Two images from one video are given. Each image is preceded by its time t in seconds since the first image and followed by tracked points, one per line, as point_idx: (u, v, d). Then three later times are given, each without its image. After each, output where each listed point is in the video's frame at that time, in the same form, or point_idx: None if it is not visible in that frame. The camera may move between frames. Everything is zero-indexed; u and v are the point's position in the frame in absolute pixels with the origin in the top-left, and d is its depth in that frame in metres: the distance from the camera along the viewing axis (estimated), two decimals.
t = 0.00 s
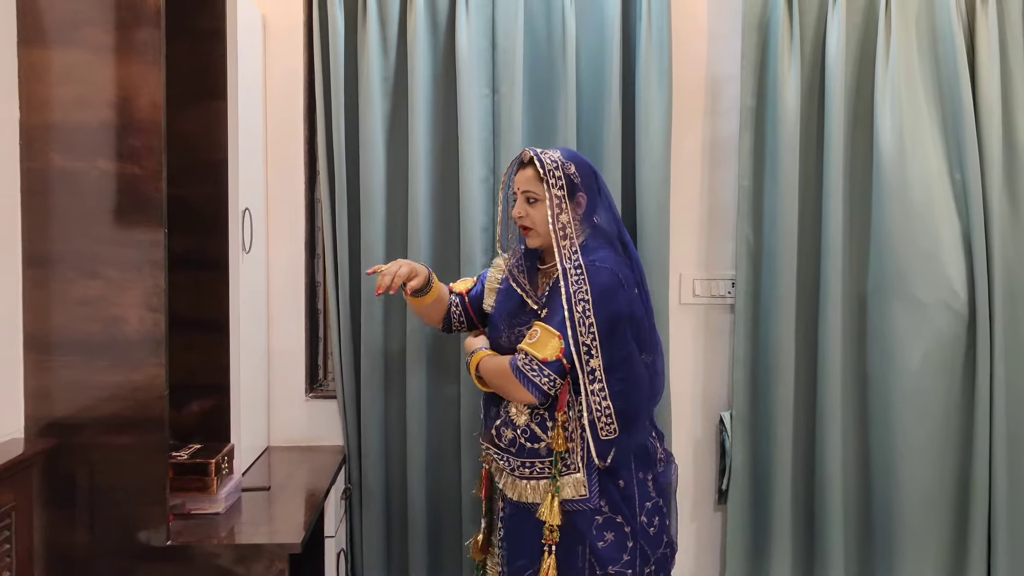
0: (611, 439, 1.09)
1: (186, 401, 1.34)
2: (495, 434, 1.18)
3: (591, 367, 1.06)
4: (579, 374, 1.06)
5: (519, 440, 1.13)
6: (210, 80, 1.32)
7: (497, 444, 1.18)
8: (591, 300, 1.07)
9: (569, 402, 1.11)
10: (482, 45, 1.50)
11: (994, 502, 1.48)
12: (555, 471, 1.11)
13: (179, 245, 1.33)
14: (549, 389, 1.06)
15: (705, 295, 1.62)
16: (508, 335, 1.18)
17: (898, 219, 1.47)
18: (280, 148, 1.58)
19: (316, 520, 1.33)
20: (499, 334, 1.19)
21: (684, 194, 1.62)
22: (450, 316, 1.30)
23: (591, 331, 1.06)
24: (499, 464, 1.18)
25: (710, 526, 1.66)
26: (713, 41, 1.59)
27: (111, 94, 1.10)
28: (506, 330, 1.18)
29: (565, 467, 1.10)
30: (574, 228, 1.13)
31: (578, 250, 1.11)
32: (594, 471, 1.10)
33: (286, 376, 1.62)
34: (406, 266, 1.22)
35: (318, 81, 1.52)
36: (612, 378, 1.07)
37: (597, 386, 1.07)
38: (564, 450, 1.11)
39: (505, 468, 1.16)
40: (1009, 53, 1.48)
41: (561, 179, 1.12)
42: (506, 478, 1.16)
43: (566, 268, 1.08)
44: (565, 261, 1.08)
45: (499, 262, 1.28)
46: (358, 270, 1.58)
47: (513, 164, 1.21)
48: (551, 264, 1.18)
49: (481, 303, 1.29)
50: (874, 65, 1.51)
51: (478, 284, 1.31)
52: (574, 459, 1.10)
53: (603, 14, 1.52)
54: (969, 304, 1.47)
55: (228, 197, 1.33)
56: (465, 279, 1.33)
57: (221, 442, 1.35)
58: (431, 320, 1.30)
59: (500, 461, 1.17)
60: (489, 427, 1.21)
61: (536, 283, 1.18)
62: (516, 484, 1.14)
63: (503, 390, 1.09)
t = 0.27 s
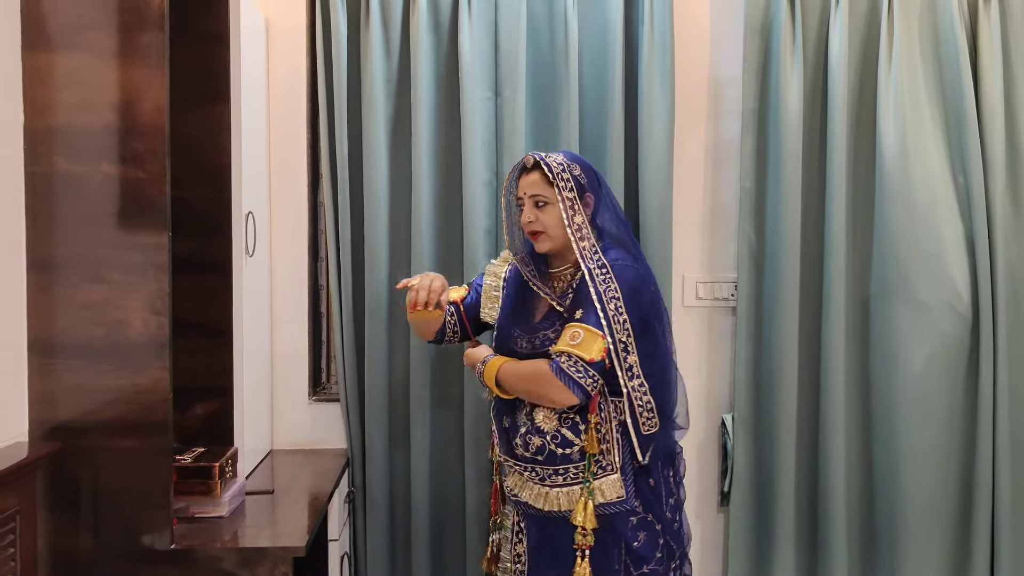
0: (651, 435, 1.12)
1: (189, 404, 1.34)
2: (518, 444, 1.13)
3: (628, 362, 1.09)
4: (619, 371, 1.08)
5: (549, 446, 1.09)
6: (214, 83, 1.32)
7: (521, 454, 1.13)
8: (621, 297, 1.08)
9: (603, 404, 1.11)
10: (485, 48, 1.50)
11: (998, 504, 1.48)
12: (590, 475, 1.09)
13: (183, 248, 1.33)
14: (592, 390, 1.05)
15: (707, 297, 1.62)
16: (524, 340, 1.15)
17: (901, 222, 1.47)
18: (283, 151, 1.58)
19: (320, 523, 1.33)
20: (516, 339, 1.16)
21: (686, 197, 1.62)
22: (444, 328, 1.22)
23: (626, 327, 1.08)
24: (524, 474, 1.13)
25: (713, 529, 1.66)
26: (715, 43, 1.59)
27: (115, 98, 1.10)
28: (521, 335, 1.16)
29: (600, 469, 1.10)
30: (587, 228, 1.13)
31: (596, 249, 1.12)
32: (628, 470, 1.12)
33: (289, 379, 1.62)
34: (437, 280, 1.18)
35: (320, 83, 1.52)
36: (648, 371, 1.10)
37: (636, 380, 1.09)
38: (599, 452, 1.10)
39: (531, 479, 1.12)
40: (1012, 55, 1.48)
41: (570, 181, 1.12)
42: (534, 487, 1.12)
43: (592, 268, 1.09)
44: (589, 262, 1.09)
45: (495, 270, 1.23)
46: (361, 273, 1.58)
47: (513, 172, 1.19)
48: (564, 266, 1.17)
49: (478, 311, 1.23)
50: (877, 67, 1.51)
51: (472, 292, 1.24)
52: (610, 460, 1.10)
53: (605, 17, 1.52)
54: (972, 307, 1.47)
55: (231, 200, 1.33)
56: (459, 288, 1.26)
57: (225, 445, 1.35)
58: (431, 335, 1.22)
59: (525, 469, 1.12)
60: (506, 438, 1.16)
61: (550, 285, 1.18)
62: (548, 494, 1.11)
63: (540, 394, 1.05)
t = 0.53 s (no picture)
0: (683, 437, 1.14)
1: (193, 407, 1.35)
2: (543, 451, 1.11)
3: (668, 360, 1.09)
4: (659, 368, 1.08)
5: (577, 452, 1.08)
6: (217, 88, 1.32)
7: (547, 462, 1.11)
8: (654, 296, 1.08)
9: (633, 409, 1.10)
10: (487, 51, 1.50)
11: (1001, 506, 1.48)
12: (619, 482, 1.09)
13: (186, 252, 1.33)
14: (629, 390, 1.03)
15: (710, 299, 1.62)
16: (551, 341, 1.13)
17: (904, 223, 1.47)
18: (286, 155, 1.59)
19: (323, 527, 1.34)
20: (540, 342, 1.15)
21: (688, 199, 1.62)
22: (461, 333, 1.22)
23: (661, 325, 1.08)
24: (549, 482, 1.11)
25: (717, 532, 1.66)
26: (717, 46, 1.60)
27: (119, 103, 1.10)
28: (545, 336, 1.14)
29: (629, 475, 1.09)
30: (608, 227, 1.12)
31: (621, 248, 1.11)
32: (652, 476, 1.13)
33: (292, 382, 1.62)
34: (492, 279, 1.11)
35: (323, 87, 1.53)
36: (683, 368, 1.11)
37: (676, 376, 1.10)
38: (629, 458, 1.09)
39: (557, 487, 1.10)
40: (1014, 57, 1.48)
41: (586, 181, 1.10)
42: (559, 496, 1.10)
43: (621, 268, 1.07)
44: (618, 262, 1.08)
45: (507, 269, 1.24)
46: (364, 276, 1.58)
47: (525, 177, 1.17)
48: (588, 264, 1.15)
49: (493, 317, 1.24)
50: (878, 69, 1.51)
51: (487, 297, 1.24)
52: (638, 465, 1.10)
53: (607, 20, 1.53)
54: (975, 308, 1.47)
55: (234, 204, 1.33)
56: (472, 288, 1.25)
57: (228, 449, 1.35)
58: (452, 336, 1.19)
59: (551, 477, 1.11)
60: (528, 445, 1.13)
61: (576, 285, 1.16)
62: (575, 502, 1.09)
63: (576, 394, 1.00)
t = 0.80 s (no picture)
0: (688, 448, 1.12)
1: (191, 413, 1.35)
2: (543, 458, 1.11)
3: (673, 370, 1.07)
4: (665, 380, 1.06)
5: (576, 461, 1.08)
6: (214, 94, 1.33)
7: (546, 469, 1.11)
8: (660, 303, 1.07)
9: (637, 420, 1.09)
10: (483, 57, 1.51)
11: (999, 509, 1.49)
12: (617, 493, 1.08)
13: (184, 259, 1.33)
14: (630, 402, 1.02)
15: (707, 303, 1.63)
16: (555, 347, 1.13)
17: (900, 226, 1.47)
18: (283, 160, 1.59)
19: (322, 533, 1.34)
20: (544, 346, 1.15)
21: (684, 203, 1.62)
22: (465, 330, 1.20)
23: (668, 334, 1.06)
24: (547, 490, 1.11)
25: (716, 535, 1.66)
26: (713, 49, 1.60)
27: (116, 110, 1.10)
28: (550, 341, 1.14)
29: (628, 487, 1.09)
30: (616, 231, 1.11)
31: (628, 254, 1.10)
32: (653, 489, 1.12)
33: (290, 388, 1.62)
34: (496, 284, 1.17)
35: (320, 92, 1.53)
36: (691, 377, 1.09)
37: (682, 387, 1.08)
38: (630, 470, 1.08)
39: (555, 495, 1.10)
40: (1008, 60, 1.49)
41: (595, 184, 1.09)
42: (556, 504, 1.10)
43: (627, 275, 1.06)
44: (623, 268, 1.07)
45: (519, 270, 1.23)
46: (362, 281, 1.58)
47: (535, 179, 1.17)
48: (597, 269, 1.14)
49: (500, 317, 1.23)
50: (873, 73, 1.52)
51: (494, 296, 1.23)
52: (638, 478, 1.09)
53: (602, 25, 1.53)
54: (972, 311, 1.48)
55: (231, 210, 1.33)
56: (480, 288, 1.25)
57: (227, 454, 1.35)
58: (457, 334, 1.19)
59: (549, 484, 1.11)
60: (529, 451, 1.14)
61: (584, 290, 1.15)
62: (572, 511, 1.09)
63: (576, 404, 1.01)
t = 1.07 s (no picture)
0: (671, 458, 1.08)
1: (187, 419, 1.35)
2: (523, 458, 1.13)
3: (648, 381, 1.04)
4: (637, 391, 1.04)
5: (553, 464, 1.08)
6: (210, 100, 1.33)
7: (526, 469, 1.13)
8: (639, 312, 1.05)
9: (618, 427, 1.08)
10: (479, 61, 1.51)
11: (996, 511, 1.49)
12: (593, 499, 1.08)
13: (180, 264, 1.33)
14: (600, 412, 1.01)
15: (703, 306, 1.63)
16: (540, 349, 1.14)
17: (895, 229, 1.48)
18: (279, 166, 1.59)
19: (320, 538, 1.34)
20: (532, 349, 1.15)
21: (680, 207, 1.63)
22: (467, 327, 1.25)
23: (644, 344, 1.04)
24: (527, 490, 1.14)
25: (714, 538, 1.67)
26: (708, 53, 1.61)
27: (111, 116, 1.10)
28: (536, 344, 1.15)
29: (604, 494, 1.08)
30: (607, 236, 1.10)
31: (615, 261, 1.09)
32: (631, 498, 1.10)
33: (287, 393, 1.62)
34: (455, 276, 1.18)
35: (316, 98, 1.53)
36: (668, 390, 1.06)
37: (657, 400, 1.05)
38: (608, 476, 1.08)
39: (534, 496, 1.12)
40: (1001, 62, 1.50)
41: (588, 188, 1.10)
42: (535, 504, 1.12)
43: (608, 281, 1.06)
44: (605, 274, 1.06)
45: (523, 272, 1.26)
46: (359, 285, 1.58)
47: (536, 180, 1.19)
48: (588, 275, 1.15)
49: (501, 316, 1.27)
50: (868, 76, 1.52)
51: (495, 296, 1.28)
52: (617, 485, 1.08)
53: (597, 30, 1.54)
54: (967, 313, 1.48)
55: (227, 215, 1.33)
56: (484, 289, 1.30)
57: (224, 460, 1.35)
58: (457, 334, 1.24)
59: (528, 485, 1.13)
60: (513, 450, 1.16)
61: (575, 296, 1.16)
62: (548, 512, 1.10)
63: (546, 410, 1.02)
